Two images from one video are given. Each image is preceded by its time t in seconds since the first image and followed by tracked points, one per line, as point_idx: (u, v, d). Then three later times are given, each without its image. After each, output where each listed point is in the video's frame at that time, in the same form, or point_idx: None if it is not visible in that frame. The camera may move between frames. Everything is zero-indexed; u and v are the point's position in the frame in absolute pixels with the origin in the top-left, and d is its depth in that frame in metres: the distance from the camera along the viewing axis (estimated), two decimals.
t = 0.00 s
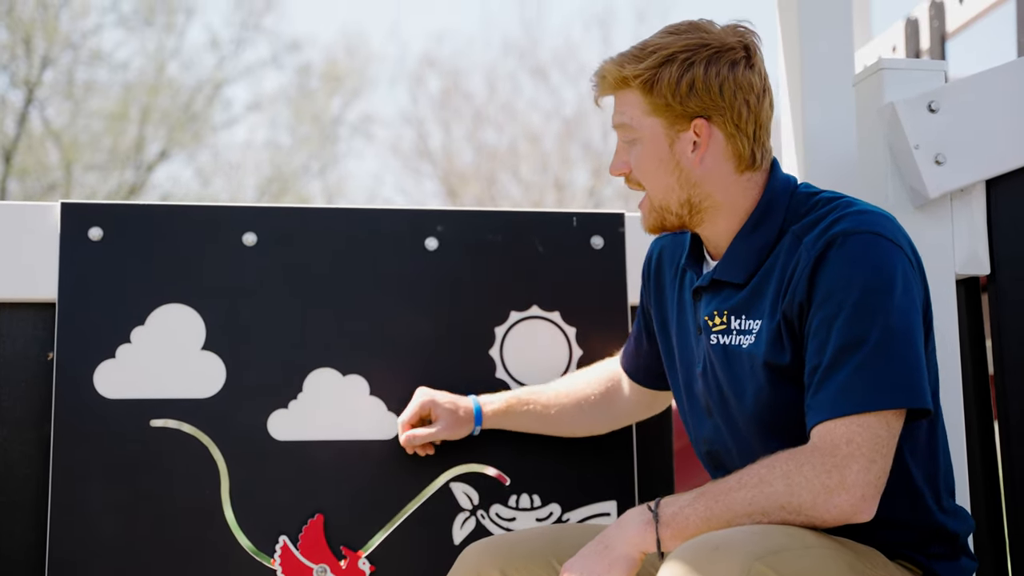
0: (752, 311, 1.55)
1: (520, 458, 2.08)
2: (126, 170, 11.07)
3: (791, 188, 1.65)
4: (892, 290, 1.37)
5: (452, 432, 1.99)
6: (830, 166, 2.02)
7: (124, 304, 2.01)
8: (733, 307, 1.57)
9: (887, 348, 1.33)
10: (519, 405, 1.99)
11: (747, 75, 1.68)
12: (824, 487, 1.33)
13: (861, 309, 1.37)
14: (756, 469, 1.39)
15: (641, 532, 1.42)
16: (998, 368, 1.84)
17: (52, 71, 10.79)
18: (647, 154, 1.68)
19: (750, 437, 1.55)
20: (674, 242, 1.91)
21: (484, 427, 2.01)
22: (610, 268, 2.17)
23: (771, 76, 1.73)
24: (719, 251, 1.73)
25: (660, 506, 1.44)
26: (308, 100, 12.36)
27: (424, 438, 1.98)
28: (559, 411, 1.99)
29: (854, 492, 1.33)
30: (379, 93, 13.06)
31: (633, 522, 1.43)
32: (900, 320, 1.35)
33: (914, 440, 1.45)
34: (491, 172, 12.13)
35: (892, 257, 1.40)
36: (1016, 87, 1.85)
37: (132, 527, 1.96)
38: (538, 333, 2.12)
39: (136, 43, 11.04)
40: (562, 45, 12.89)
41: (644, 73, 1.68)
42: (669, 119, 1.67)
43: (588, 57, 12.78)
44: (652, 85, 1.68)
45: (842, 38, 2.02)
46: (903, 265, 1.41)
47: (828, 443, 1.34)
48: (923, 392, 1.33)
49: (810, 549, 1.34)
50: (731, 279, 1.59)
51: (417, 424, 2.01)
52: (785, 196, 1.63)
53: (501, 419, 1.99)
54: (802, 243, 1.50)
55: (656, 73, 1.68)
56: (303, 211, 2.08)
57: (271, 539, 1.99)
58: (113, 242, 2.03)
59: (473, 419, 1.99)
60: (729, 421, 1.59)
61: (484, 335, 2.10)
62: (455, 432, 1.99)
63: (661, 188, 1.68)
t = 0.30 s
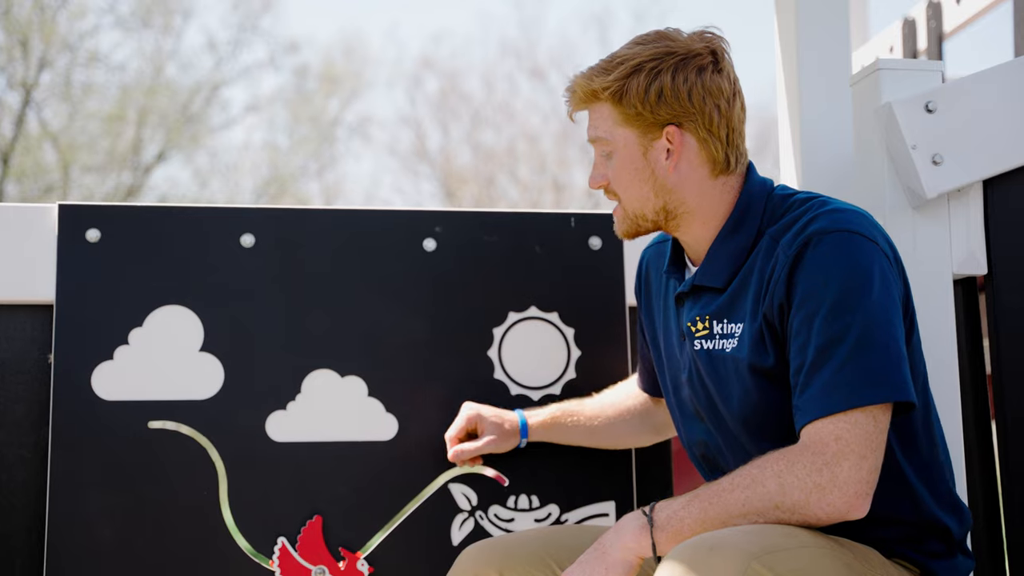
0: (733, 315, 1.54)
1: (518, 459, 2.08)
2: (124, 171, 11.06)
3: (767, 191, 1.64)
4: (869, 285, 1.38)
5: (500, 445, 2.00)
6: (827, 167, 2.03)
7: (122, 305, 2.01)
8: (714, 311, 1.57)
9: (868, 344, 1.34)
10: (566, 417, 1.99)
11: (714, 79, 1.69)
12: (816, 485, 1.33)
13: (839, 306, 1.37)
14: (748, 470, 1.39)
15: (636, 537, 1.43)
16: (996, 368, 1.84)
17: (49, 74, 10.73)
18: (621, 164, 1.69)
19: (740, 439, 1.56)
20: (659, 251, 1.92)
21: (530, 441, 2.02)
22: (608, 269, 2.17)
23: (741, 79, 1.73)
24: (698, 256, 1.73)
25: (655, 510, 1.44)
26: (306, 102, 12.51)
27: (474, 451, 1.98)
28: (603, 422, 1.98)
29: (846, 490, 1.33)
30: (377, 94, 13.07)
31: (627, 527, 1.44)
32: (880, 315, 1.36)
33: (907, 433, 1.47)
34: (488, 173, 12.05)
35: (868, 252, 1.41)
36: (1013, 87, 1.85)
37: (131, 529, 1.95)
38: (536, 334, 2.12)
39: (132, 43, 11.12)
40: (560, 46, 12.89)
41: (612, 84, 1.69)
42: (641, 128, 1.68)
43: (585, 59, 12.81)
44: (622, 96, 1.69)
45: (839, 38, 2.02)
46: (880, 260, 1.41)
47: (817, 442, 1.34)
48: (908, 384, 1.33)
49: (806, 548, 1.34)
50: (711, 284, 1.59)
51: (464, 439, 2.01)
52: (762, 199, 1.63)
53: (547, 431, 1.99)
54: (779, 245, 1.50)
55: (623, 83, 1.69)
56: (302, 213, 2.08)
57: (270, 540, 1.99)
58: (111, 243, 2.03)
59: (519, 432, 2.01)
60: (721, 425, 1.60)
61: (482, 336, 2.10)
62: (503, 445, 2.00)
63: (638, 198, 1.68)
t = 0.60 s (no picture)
0: (723, 322, 1.55)
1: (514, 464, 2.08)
2: (120, 175, 11.05)
3: (755, 199, 1.65)
4: (858, 290, 1.38)
5: (531, 488, 1.92)
6: (823, 172, 2.03)
7: (118, 310, 2.01)
8: (705, 319, 1.57)
9: (858, 349, 1.34)
10: (585, 443, 1.97)
11: (708, 83, 1.72)
12: (809, 490, 1.33)
13: (829, 311, 1.37)
14: (742, 476, 1.39)
15: (631, 546, 1.42)
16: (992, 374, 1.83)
17: (45, 78, 10.71)
18: (621, 166, 1.69)
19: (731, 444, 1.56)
20: (649, 263, 1.94)
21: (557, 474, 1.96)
22: (604, 275, 2.17)
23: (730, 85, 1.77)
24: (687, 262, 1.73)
25: (650, 518, 1.44)
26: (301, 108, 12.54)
27: (512, 496, 1.88)
28: (624, 439, 1.96)
29: (840, 495, 1.33)
30: (373, 99, 13.09)
31: (622, 536, 1.44)
32: (869, 319, 1.36)
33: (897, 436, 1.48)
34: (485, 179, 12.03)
35: (856, 256, 1.41)
36: (1008, 95, 1.86)
37: (126, 534, 1.95)
38: (532, 339, 2.12)
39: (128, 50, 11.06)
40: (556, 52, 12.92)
41: (614, 85, 1.70)
42: (642, 129, 1.69)
43: (581, 64, 12.84)
44: (624, 97, 1.70)
45: (835, 43, 2.02)
46: (869, 264, 1.41)
47: (809, 446, 1.34)
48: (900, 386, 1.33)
49: (801, 553, 1.34)
50: (700, 291, 1.59)
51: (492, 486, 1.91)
52: (750, 206, 1.64)
53: (572, 461, 1.97)
54: (768, 252, 1.50)
55: (625, 84, 1.69)
56: (297, 218, 2.08)
57: (265, 546, 1.98)
58: (107, 248, 2.02)
59: (546, 467, 1.94)
60: (713, 432, 1.60)
61: (477, 341, 2.10)
62: (534, 486, 1.92)
63: (638, 200, 1.68)
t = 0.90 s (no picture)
0: (721, 325, 1.55)
1: (513, 465, 2.07)
2: (119, 174, 11.04)
3: (747, 202, 1.66)
4: (858, 291, 1.38)
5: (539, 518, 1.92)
6: (823, 173, 2.02)
7: (117, 310, 2.01)
8: (702, 323, 1.57)
9: (859, 350, 1.34)
10: (585, 464, 1.97)
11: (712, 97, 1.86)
12: (809, 490, 1.33)
13: (831, 311, 1.37)
14: (742, 476, 1.39)
15: (630, 547, 1.42)
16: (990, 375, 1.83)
17: (44, 77, 10.69)
18: (691, 133, 1.70)
19: (728, 447, 1.56)
20: (633, 273, 1.95)
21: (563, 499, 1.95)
22: (603, 276, 2.17)
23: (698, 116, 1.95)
24: (681, 265, 1.74)
25: (649, 520, 1.44)
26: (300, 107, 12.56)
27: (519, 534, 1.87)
28: (623, 456, 1.96)
29: (841, 495, 1.32)
30: (372, 99, 13.10)
31: (621, 538, 1.44)
32: (870, 319, 1.36)
33: (896, 440, 1.47)
34: (484, 180, 12.03)
35: (855, 257, 1.41)
36: (1009, 96, 1.86)
37: (124, 534, 1.95)
38: (531, 340, 2.12)
39: (128, 48, 11.08)
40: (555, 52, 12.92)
41: (693, 54, 1.74)
42: (704, 108, 1.75)
43: (580, 65, 12.85)
44: (694, 71, 1.74)
45: (834, 44, 2.02)
46: (867, 264, 1.41)
47: (809, 447, 1.34)
48: (901, 386, 1.33)
49: (800, 555, 1.33)
50: (697, 295, 1.59)
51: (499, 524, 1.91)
52: (742, 211, 1.64)
53: (576, 484, 1.95)
54: (766, 254, 1.50)
55: (701, 59, 1.75)
56: (296, 218, 2.08)
57: (263, 546, 1.98)
58: (106, 248, 2.02)
59: (551, 493, 1.93)
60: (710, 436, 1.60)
61: (476, 342, 2.10)
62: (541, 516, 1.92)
63: (701, 171, 1.68)
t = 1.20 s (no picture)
0: (720, 327, 1.55)
1: (513, 465, 2.07)
2: (119, 174, 11.02)
3: (744, 204, 1.66)
4: (860, 291, 1.38)
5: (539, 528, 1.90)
6: (823, 173, 2.02)
7: (117, 309, 2.01)
8: (701, 326, 1.57)
9: (860, 350, 1.34)
10: (584, 471, 1.96)
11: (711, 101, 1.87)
12: (813, 490, 1.33)
13: (833, 312, 1.37)
14: (746, 476, 1.39)
15: (633, 547, 1.43)
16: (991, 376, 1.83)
17: (45, 75, 10.65)
18: (693, 136, 1.70)
19: (728, 448, 1.56)
20: (627, 276, 1.95)
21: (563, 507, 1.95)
22: (603, 275, 2.17)
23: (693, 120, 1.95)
24: (677, 267, 1.75)
25: (652, 520, 1.44)
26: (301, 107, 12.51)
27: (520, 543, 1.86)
28: (622, 462, 1.96)
29: (845, 494, 1.32)
30: (372, 98, 13.12)
31: (624, 538, 1.44)
32: (871, 320, 1.36)
33: (895, 440, 1.47)
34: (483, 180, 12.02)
35: (855, 256, 1.41)
36: (1009, 97, 1.86)
37: (124, 533, 1.95)
38: (531, 340, 2.12)
39: (128, 46, 11.08)
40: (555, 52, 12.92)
41: (697, 57, 1.74)
42: (706, 111, 1.75)
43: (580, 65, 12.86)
44: (698, 74, 1.74)
45: (835, 45, 2.02)
46: (867, 264, 1.41)
47: (813, 447, 1.34)
48: (903, 386, 1.33)
49: (803, 556, 1.33)
50: (695, 297, 1.59)
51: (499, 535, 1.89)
52: (739, 213, 1.64)
53: (575, 492, 1.95)
54: (766, 255, 1.50)
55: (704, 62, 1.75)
56: (296, 218, 2.08)
57: (263, 545, 1.98)
58: (106, 248, 2.02)
59: (551, 502, 1.92)
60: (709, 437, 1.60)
61: (476, 342, 2.10)
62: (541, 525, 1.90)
63: (702, 174, 1.68)
